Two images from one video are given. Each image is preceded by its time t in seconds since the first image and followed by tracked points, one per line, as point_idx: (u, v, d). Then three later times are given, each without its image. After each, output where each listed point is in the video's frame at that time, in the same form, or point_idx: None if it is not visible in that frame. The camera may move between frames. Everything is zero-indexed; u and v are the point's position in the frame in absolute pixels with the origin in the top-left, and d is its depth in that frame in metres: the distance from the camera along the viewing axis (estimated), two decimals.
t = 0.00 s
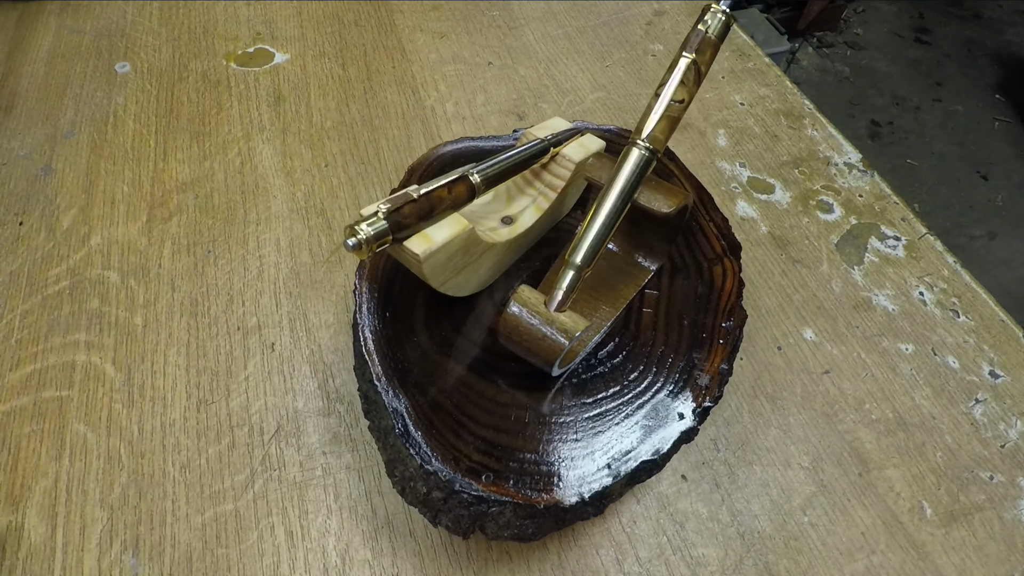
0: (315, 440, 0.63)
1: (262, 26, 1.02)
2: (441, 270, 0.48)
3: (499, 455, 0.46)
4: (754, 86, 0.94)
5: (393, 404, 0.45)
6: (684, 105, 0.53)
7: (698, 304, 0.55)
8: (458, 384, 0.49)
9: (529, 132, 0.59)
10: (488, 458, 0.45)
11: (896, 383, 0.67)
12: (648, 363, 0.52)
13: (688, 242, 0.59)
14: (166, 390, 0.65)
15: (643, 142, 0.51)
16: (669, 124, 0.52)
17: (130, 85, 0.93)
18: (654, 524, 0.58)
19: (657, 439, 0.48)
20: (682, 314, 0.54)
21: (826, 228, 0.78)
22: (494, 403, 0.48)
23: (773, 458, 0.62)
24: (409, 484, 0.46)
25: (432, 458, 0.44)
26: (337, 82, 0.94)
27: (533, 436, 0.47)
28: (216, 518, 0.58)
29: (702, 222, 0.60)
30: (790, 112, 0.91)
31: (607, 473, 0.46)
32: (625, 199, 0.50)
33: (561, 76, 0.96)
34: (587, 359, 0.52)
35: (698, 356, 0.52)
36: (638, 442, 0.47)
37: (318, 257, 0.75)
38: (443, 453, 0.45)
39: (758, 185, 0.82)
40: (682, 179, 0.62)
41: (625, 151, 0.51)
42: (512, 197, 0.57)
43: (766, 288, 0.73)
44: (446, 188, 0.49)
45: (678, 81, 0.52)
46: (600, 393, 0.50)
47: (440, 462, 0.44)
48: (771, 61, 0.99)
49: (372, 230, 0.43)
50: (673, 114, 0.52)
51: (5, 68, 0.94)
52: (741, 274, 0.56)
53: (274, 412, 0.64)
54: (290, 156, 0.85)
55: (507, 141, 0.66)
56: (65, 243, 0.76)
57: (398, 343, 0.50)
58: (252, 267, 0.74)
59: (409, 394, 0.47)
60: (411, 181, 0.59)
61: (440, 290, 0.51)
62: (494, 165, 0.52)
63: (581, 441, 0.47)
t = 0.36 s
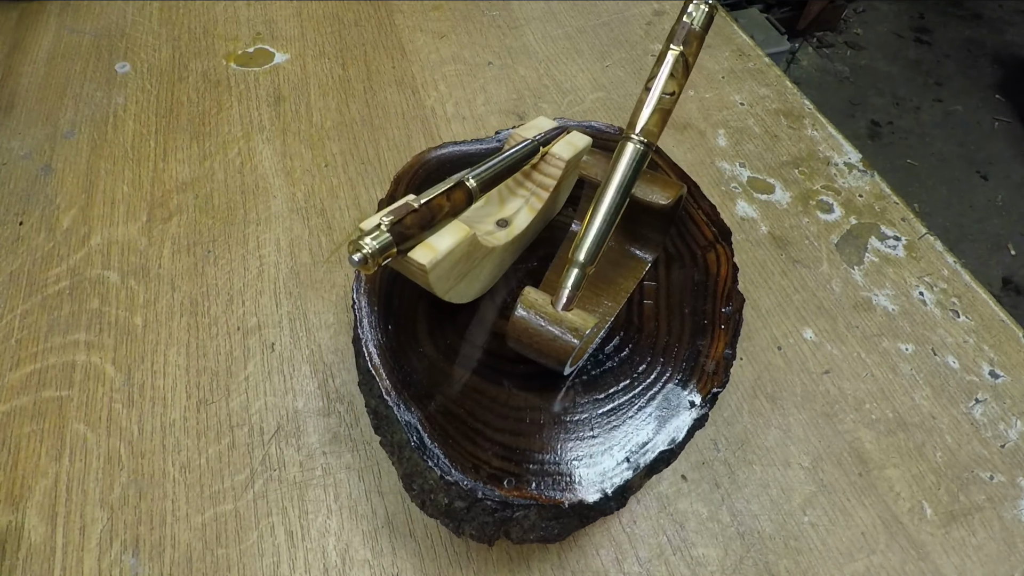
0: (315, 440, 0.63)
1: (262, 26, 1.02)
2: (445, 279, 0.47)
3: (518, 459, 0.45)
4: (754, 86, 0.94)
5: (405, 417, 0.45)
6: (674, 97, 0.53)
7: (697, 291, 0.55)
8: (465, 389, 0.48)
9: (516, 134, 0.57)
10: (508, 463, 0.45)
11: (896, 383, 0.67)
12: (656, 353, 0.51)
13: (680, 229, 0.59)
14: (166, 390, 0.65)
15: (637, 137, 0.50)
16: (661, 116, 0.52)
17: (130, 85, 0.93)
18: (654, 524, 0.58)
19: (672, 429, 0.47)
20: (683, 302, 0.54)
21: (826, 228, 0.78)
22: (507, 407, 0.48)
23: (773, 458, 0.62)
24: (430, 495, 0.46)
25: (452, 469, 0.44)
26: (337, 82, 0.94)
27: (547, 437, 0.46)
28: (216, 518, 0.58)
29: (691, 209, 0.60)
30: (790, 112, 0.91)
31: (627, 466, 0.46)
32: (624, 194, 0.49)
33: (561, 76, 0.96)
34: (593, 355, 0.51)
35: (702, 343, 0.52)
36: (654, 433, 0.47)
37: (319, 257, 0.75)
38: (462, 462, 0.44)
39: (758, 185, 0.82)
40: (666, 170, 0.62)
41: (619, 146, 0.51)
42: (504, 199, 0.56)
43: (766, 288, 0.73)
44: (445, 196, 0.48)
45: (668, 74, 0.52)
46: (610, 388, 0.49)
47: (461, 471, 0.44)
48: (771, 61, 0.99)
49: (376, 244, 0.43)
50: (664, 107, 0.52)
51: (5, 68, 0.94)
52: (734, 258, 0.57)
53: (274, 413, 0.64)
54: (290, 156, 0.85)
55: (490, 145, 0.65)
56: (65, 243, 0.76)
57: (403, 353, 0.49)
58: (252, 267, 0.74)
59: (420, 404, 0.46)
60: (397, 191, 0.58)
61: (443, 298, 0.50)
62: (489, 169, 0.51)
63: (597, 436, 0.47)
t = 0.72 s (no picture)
0: (315, 440, 0.63)
1: (262, 27, 1.02)
2: (451, 286, 0.47)
3: (536, 461, 0.45)
4: (754, 86, 0.94)
5: (418, 429, 0.45)
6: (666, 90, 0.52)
7: (695, 279, 0.55)
8: (474, 395, 0.47)
9: (504, 135, 0.57)
10: (526, 465, 0.45)
11: (896, 383, 0.67)
12: (661, 345, 0.51)
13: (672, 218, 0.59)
14: (166, 390, 0.65)
15: (630, 132, 0.49)
16: (655, 110, 0.51)
17: (130, 85, 0.93)
18: (654, 524, 0.58)
19: (684, 418, 0.48)
20: (682, 292, 0.54)
21: (825, 228, 0.78)
22: (520, 410, 0.47)
23: (773, 458, 0.62)
24: (450, 505, 0.47)
25: (472, 477, 0.44)
26: (337, 82, 0.94)
27: (560, 436, 0.46)
28: (216, 518, 0.58)
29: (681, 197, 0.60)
30: (790, 112, 0.91)
31: (643, 458, 0.46)
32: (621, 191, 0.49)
33: (561, 76, 0.96)
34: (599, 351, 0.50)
35: (705, 331, 0.52)
36: (667, 424, 0.47)
37: (318, 257, 0.75)
38: (480, 469, 0.44)
39: (758, 185, 0.82)
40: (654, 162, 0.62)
41: (613, 141, 0.50)
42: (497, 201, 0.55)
43: (766, 288, 0.73)
44: (444, 202, 0.48)
45: (658, 67, 0.51)
46: (619, 382, 0.49)
47: (480, 479, 0.44)
48: (771, 61, 0.99)
49: (382, 256, 0.42)
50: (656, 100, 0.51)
51: (5, 68, 0.94)
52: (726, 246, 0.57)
53: (274, 413, 0.64)
54: (290, 156, 0.85)
55: (475, 148, 0.64)
56: (65, 243, 0.76)
57: (408, 363, 0.48)
58: (252, 267, 0.74)
59: (432, 414, 0.46)
60: (384, 203, 0.57)
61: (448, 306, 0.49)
62: (484, 173, 0.51)
63: (610, 431, 0.47)
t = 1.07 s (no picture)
0: (315, 440, 0.63)
1: (262, 26, 1.02)
2: (457, 294, 0.47)
3: (555, 460, 0.45)
4: (754, 86, 0.94)
5: (433, 441, 0.45)
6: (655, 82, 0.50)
7: (690, 268, 0.55)
8: (484, 399, 0.47)
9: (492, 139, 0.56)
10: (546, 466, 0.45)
11: (896, 383, 0.67)
12: (666, 336, 0.51)
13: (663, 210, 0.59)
14: (166, 390, 0.65)
15: (624, 126, 0.48)
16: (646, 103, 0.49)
17: (130, 85, 0.93)
18: (654, 524, 0.58)
19: (697, 404, 0.48)
20: (681, 282, 0.54)
21: (826, 228, 0.78)
22: (534, 412, 0.47)
23: (773, 458, 0.62)
24: (473, 513, 0.47)
25: (495, 484, 0.44)
26: (337, 82, 0.94)
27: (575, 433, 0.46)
28: (216, 518, 0.58)
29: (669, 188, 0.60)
30: (790, 112, 0.91)
31: (660, 448, 0.46)
32: (620, 184, 0.47)
33: (561, 76, 0.96)
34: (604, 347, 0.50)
35: (706, 318, 0.52)
36: (680, 412, 0.47)
37: (319, 257, 0.75)
38: (501, 475, 0.44)
39: (758, 185, 0.82)
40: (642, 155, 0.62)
41: (607, 137, 0.49)
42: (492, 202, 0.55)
43: (766, 289, 0.73)
44: (445, 210, 0.47)
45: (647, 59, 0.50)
46: (628, 376, 0.49)
47: (502, 485, 0.44)
48: (771, 61, 0.99)
49: (391, 269, 0.41)
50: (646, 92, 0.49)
51: (5, 68, 0.94)
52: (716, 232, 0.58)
53: (274, 413, 0.64)
54: (290, 156, 0.85)
55: (460, 152, 0.63)
56: (65, 243, 0.76)
57: (415, 373, 0.48)
58: (252, 267, 0.74)
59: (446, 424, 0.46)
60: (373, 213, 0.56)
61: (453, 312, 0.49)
62: (481, 177, 0.51)
63: (626, 423, 0.47)
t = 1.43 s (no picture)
0: (315, 440, 0.63)
1: (262, 26, 1.02)
2: (464, 301, 0.47)
3: (572, 458, 0.45)
4: (754, 86, 0.94)
5: (450, 451, 0.44)
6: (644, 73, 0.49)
7: (686, 257, 0.56)
8: (497, 404, 0.47)
9: (479, 141, 0.56)
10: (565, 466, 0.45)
11: (896, 383, 0.67)
12: (670, 326, 0.51)
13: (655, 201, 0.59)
14: (166, 390, 0.65)
15: (618, 122, 0.47)
16: (637, 97, 0.48)
17: (130, 85, 0.93)
18: (654, 524, 0.58)
19: (707, 391, 0.48)
20: (678, 272, 0.55)
21: (826, 228, 0.78)
22: (548, 412, 0.47)
23: (773, 458, 0.62)
24: (496, 519, 0.47)
25: (518, 489, 0.44)
26: (337, 82, 0.94)
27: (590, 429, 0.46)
28: (216, 518, 0.58)
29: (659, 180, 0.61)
30: (790, 112, 0.91)
31: (675, 436, 0.46)
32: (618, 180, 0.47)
33: (561, 76, 0.96)
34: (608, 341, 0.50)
35: (706, 306, 0.53)
36: (691, 400, 0.48)
37: (319, 257, 0.75)
38: (523, 479, 0.44)
39: (758, 185, 0.82)
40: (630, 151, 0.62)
41: (602, 133, 0.47)
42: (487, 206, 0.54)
43: (766, 289, 0.73)
44: (447, 217, 0.47)
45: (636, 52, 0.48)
46: (636, 368, 0.49)
47: (525, 489, 0.44)
48: (771, 60, 0.99)
49: (402, 282, 0.41)
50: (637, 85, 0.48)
51: (5, 68, 0.94)
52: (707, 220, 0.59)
53: (274, 413, 0.64)
54: (290, 156, 0.85)
55: (445, 158, 0.62)
56: (65, 243, 0.76)
57: (423, 383, 0.48)
58: (252, 267, 0.74)
59: (461, 432, 0.45)
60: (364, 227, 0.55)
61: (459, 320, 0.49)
62: (478, 182, 0.51)
63: (640, 415, 0.47)
